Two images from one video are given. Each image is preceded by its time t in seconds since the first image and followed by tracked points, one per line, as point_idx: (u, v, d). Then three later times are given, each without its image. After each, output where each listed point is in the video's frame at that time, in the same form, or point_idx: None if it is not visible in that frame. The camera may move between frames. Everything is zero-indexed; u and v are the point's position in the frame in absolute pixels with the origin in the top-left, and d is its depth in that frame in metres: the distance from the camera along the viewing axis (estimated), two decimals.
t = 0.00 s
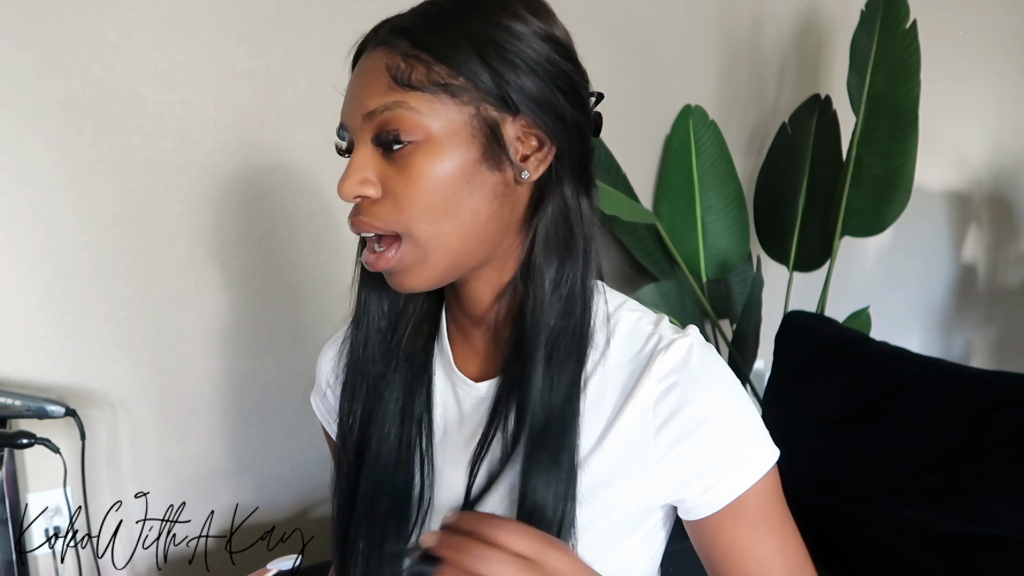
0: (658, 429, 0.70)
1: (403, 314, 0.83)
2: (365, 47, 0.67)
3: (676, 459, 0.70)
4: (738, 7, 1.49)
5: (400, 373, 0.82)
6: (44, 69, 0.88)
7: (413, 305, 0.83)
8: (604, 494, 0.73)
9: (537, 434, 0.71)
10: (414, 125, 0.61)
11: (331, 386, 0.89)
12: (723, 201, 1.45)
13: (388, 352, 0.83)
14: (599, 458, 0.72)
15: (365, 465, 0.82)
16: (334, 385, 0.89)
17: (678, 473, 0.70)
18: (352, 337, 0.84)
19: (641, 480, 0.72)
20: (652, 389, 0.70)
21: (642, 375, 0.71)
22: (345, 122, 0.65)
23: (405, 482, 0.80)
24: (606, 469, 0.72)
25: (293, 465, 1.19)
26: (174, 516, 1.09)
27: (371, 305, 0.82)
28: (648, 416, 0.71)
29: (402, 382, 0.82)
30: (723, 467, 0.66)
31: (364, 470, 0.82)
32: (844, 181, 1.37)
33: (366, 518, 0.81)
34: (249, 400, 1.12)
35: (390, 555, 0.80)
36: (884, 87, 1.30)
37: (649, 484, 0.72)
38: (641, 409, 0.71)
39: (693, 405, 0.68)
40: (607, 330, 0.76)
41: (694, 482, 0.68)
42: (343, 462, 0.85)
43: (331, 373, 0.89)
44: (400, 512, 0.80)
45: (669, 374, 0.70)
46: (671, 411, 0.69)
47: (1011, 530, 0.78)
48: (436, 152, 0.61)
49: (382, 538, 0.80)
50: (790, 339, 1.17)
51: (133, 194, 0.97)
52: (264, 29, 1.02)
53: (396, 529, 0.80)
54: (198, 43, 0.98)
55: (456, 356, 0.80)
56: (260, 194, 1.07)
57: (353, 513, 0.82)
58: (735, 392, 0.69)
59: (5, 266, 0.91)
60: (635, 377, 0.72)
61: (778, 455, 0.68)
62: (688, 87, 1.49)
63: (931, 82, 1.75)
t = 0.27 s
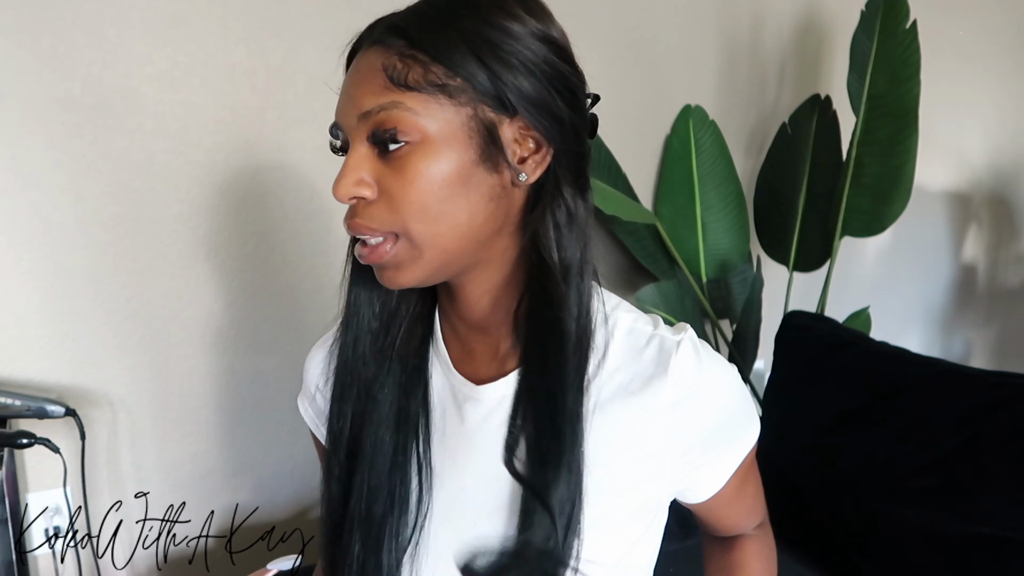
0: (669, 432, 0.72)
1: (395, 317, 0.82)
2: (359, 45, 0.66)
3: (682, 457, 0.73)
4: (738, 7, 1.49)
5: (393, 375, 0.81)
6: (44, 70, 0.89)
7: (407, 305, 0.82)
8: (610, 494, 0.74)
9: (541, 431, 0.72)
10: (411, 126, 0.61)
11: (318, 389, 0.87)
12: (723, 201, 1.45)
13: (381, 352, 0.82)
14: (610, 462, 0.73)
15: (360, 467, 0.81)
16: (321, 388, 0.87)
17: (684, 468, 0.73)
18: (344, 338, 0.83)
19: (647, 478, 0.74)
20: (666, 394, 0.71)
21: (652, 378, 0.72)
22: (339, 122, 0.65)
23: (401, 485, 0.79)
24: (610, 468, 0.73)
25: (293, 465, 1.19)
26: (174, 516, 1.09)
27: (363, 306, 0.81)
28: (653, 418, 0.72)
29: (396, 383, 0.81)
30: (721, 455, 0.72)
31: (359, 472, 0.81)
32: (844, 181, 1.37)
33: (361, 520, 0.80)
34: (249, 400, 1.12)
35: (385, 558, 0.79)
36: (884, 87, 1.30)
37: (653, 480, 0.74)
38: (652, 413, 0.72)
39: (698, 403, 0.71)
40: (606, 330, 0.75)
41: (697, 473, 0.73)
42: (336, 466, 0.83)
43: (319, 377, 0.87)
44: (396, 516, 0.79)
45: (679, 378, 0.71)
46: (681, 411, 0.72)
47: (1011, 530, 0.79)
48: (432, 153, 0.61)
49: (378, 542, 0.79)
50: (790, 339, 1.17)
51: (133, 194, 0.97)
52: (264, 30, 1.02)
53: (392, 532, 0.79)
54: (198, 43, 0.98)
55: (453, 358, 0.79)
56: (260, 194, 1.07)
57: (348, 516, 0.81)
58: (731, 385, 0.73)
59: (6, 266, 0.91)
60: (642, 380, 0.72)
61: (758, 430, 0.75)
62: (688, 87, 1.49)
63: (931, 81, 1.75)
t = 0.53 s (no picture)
0: (663, 412, 0.70)
1: (404, 298, 0.81)
2: (376, 37, 0.66)
3: (678, 442, 0.70)
4: (739, 7, 1.49)
5: (399, 357, 0.80)
6: (44, 70, 0.88)
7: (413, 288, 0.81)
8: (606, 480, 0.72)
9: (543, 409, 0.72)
10: (430, 117, 0.61)
11: (326, 377, 0.83)
12: (724, 200, 1.45)
13: (389, 335, 0.81)
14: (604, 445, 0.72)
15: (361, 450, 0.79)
16: (329, 375, 0.84)
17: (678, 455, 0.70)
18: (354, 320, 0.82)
19: (642, 464, 0.71)
20: (658, 373, 0.71)
21: (645, 358, 0.71)
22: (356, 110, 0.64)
23: (402, 468, 0.77)
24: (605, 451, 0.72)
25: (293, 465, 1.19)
26: (174, 516, 1.09)
27: (372, 288, 0.81)
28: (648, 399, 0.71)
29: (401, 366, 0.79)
30: (717, 443, 0.69)
31: (361, 456, 0.79)
32: (844, 181, 1.37)
33: (363, 506, 0.77)
34: (250, 400, 1.12)
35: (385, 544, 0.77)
36: (884, 87, 1.30)
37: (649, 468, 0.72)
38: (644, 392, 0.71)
39: (691, 384, 0.70)
40: (603, 315, 0.76)
41: (693, 461, 0.70)
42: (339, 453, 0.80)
43: (327, 363, 0.84)
44: (395, 500, 0.77)
45: (671, 357, 0.71)
46: (676, 393, 0.70)
47: (1010, 530, 0.79)
48: (449, 143, 0.61)
49: (378, 527, 0.77)
50: (790, 338, 1.17)
51: (133, 195, 0.97)
52: (264, 30, 1.02)
53: (391, 517, 0.77)
54: (198, 43, 0.98)
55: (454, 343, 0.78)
56: (260, 194, 1.07)
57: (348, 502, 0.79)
58: (726, 373, 0.71)
59: (6, 266, 0.91)
60: (636, 360, 0.72)
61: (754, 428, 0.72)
62: (688, 87, 1.49)
63: (931, 82, 1.75)
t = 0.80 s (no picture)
0: (653, 398, 0.71)
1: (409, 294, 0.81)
2: (383, 44, 0.66)
3: (667, 428, 0.71)
4: (738, 7, 1.49)
5: (402, 352, 0.79)
6: (44, 70, 0.89)
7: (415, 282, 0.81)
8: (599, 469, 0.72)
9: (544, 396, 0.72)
10: (436, 122, 0.61)
11: (328, 377, 0.81)
12: (724, 201, 1.45)
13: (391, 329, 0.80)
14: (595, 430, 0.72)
15: (366, 449, 0.77)
16: (331, 376, 0.81)
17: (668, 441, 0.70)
18: (356, 316, 0.81)
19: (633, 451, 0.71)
20: (649, 357, 0.71)
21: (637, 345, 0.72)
22: (364, 114, 0.64)
23: (406, 464, 0.76)
24: (602, 438, 0.72)
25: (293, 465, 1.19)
26: (174, 516, 1.09)
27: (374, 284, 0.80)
28: (641, 386, 0.71)
29: (403, 360, 0.78)
30: (704, 427, 0.69)
31: (365, 455, 0.77)
32: (844, 181, 1.37)
33: (369, 504, 0.76)
34: (250, 399, 1.12)
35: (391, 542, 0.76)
36: (884, 87, 1.30)
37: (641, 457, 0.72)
38: (635, 378, 0.71)
39: (682, 370, 0.71)
40: (596, 308, 0.77)
41: (682, 446, 0.70)
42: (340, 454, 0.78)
43: (328, 363, 0.81)
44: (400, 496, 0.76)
45: (661, 343, 0.72)
46: (667, 380, 0.71)
47: (1010, 530, 0.79)
48: (454, 147, 0.61)
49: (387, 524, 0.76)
50: (790, 339, 1.17)
51: (133, 195, 0.97)
52: (264, 30, 1.02)
53: (397, 515, 0.76)
54: (198, 44, 0.98)
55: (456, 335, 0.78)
56: (260, 194, 1.07)
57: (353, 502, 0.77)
58: (713, 362, 0.72)
59: (6, 267, 0.91)
60: (628, 349, 0.73)
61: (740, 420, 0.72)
62: (688, 87, 1.49)
63: (931, 82, 1.75)
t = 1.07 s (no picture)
0: (654, 374, 0.81)
1: (403, 295, 0.81)
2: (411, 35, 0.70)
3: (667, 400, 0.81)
4: (738, 7, 1.49)
5: (403, 354, 0.78)
6: (44, 69, 0.88)
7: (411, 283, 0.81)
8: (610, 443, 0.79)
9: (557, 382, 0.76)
10: (481, 109, 0.67)
11: (319, 392, 0.76)
12: (723, 201, 1.45)
13: (388, 332, 0.80)
14: (609, 408, 0.79)
15: (374, 457, 0.76)
16: (320, 390, 0.76)
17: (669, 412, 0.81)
18: (347, 324, 0.78)
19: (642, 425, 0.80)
20: (654, 339, 0.81)
21: (640, 328, 0.81)
22: (402, 98, 0.67)
23: (421, 466, 0.76)
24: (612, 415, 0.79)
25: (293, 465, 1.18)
26: (174, 516, 1.09)
27: (369, 288, 0.79)
28: (643, 366, 0.80)
29: (403, 362, 0.78)
30: (695, 396, 0.82)
31: (372, 462, 0.76)
32: (844, 181, 1.37)
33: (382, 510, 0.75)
34: (250, 399, 1.12)
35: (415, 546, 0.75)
36: (885, 87, 1.30)
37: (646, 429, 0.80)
38: (641, 358, 0.80)
39: (674, 349, 0.82)
40: (589, 297, 0.85)
41: (681, 416, 0.81)
42: (340, 468, 0.76)
43: (315, 378, 0.77)
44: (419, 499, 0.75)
45: (660, 327, 0.82)
46: (665, 358, 0.81)
47: (1011, 531, 0.79)
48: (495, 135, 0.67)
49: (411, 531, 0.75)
50: (790, 339, 1.17)
51: (133, 195, 0.97)
52: (264, 30, 1.02)
53: (418, 518, 0.75)
54: (198, 43, 0.98)
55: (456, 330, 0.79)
56: (260, 194, 1.07)
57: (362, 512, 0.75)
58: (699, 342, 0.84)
59: (5, 267, 0.91)
60: (630, 332, 0.82)
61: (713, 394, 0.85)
62: (688, 87, 1.49)
63: (931, 82, 1.75)
